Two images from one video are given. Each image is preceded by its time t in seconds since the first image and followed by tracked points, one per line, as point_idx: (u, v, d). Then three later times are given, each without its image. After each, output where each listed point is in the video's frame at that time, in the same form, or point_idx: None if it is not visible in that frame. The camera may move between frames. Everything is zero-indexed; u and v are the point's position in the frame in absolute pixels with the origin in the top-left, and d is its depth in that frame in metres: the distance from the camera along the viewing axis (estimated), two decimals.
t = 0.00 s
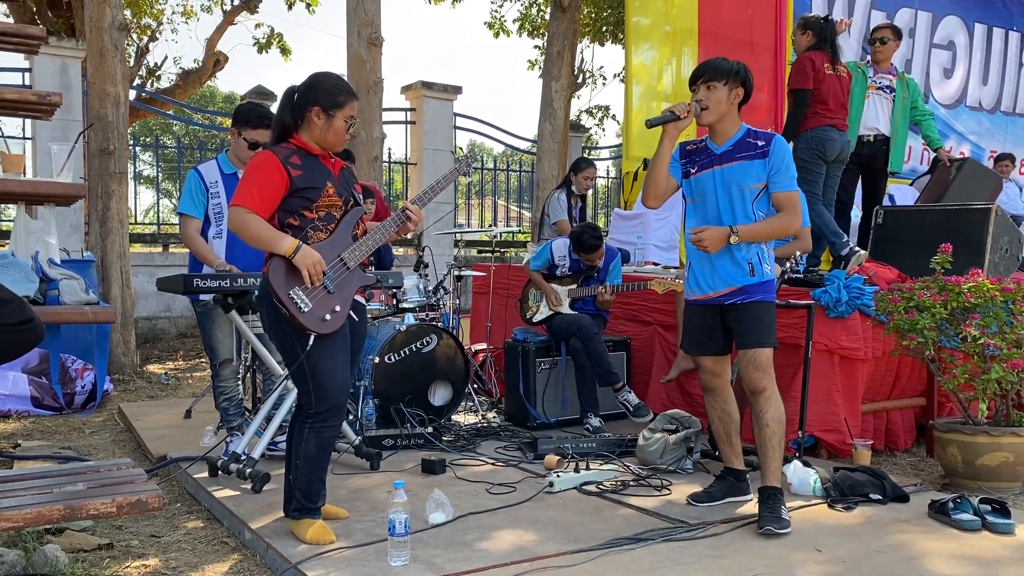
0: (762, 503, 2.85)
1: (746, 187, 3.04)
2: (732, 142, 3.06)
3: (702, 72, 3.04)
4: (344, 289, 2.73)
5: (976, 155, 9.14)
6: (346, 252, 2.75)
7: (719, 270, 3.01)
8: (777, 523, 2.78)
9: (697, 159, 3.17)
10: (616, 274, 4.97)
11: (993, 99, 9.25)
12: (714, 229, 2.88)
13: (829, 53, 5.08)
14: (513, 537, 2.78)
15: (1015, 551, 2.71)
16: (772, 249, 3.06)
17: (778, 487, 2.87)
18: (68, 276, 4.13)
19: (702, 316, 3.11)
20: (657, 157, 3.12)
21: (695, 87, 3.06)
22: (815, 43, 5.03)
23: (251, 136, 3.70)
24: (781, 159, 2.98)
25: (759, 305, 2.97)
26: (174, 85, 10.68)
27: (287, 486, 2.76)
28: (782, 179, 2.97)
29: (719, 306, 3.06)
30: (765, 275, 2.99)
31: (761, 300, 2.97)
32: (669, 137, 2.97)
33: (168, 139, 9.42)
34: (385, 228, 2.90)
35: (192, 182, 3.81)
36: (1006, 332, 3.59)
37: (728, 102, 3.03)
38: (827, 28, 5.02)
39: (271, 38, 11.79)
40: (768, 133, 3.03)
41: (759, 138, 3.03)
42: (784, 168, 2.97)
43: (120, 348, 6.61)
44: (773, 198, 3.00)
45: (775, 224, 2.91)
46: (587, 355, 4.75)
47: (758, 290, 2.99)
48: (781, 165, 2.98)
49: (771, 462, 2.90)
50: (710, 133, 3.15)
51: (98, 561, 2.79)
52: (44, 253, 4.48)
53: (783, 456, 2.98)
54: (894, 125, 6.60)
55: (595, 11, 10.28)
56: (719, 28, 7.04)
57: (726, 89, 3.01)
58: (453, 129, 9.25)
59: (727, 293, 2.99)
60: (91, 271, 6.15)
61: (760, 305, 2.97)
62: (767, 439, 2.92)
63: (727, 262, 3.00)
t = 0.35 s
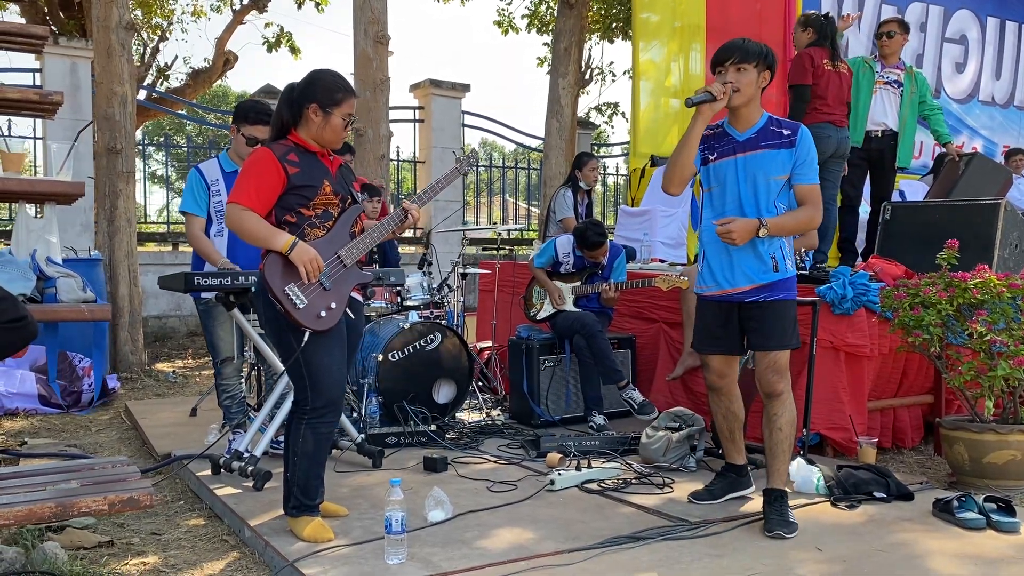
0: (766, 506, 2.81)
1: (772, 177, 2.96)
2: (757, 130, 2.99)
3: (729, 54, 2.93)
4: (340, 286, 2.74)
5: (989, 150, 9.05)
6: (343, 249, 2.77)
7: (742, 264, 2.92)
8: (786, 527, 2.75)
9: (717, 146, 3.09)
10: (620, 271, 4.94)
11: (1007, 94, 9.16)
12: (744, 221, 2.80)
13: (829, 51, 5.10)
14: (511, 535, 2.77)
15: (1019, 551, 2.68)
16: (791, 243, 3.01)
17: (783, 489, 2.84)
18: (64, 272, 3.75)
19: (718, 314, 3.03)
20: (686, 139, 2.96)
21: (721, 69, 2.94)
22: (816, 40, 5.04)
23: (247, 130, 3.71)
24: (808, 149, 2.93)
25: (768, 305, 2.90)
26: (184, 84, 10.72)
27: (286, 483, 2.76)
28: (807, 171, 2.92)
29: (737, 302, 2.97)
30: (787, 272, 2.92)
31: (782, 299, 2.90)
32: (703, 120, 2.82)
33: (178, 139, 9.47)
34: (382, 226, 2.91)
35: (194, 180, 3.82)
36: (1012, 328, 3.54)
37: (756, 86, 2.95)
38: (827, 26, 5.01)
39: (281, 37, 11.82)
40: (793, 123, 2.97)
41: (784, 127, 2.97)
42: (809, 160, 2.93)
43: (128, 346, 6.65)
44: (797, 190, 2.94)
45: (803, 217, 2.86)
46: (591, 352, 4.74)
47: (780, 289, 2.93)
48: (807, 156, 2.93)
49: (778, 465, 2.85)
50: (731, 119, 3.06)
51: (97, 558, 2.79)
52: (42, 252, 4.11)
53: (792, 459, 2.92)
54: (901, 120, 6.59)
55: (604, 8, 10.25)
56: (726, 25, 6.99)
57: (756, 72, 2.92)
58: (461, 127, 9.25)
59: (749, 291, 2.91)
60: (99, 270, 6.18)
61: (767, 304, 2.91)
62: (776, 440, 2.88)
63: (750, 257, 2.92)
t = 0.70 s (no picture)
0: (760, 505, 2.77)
1: (791, 165, 2.84)
2: (777, 114, 2.86)
3: (745, 33, 2.80)
4: (326, 281, 2.76)
5: (1002, 143, 8.95)
6: (331, 244, 2.78)
7: (755, 256, 2.82)
8: (781, 524, 2.72)
9: (734, 131, 2.96)
10: (621, 266, 4.94)
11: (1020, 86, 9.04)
12: (755, 210, 2.69)
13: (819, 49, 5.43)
14: (503, 530, 2.75)
15: (1018, 547, 2.63)
16: (809, 235, 2.90)
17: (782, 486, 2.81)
18: (54, 265, 3.34)
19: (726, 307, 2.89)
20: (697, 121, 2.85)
21: (739, 50, 2.82)
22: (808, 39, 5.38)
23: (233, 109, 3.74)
24: (830, 135, 2.79)
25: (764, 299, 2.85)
26: (194, 81, 10.76)
27: (276, 475, 2.76)
28: (829, 159, 2.78)
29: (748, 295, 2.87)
30: (803, 266, 2.82)
31: (796, 294, 2.80)
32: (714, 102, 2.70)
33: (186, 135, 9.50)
34: (372, 222, 2.95)
35: (192, 174, 3.81)
36: (1016, 322, 3.49)
37: (775, 67, 2.81)
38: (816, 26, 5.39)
39: (290, 33, 11.84)
40: (815, 107, 2.84)
41: (805, 111, 2.83)
42: (833, 147, 2.79)
43: (133, 341, 6.67)
44: (818, 178, 2.81)
45: (822, 208, 2.74)
46: (591, 346, 4.71)
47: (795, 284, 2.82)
48: (830, 143, 2.79)
49: (782, 462, 2.79)
50: (749, 102, 2.94)
51: (89, 551, 2.80)
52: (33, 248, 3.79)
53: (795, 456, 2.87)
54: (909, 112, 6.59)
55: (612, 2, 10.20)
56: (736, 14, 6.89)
57: (774, 52, 2.78)
58: (469, 122, 9.22)
59: (760, 284, 2.80)
60: (104, 265, 6.21)
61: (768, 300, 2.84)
62: (783, 438, 2.82)
63: (765, 250, 2.82)
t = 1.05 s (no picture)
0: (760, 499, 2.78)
1: (790, 156, 2.80)
2: (774, 102, 2.81)
3: (744, 16, 2.74)
4: (324, 272, 2.76)
5: (1016, 136, 8.85)
6: (328, 236, 2.80)
7: (755, 249, 2.77)
8: (781, 518, 2.71)
9: (730, 118, 2.91)
10: (626, 258, 4.92)
11: None
12: (761, 208, 2.63)
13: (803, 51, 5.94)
14: (502, 522, 2.74)
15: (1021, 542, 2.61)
16: (806, 227, 2.88)
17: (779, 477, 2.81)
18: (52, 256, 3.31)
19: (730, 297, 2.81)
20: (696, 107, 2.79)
21: (736, 32, 2.75)
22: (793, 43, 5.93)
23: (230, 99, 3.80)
24: (828, 126, 2.76)
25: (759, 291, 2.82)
26: (204, 75, 10.79)
27: (274, 466, 2.77)
28: (828, 151, 2.76)
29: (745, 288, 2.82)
30: (801, 259, 2.79)
31: (795, 287, 2.78)
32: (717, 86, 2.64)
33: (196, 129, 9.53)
34: (369, 214, 2.97)
35: (196, 166, 3.83)
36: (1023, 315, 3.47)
37: (772, 51, 2.75)
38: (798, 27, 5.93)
39: (300, 27, 11.85)
40: (812, 97, 2.80)
41: (802, 100, 2.79)
42: (831, 138, 2.77)
43: (142, 334, 6.71)
44: (815, 170, 2.78)
45: (822, 202, 2.72)
46: (595, 339, 4.69)
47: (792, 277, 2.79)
48: (827, 134, 2.77)
49: (781, 455, 2.79)
50: (743, 88, 2.88)
51: (90, 542, 2.81)
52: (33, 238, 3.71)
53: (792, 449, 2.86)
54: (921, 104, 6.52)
55: None
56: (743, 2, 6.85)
57: (772, 36, 2.71)
58: (477, 116, 9.20)
59: (759, 278, 2.76)
60: (112, 259, 6.24)
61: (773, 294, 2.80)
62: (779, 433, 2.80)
63: (764, 243, 2.77)
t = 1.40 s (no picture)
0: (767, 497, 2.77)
1: (775, 159, 2.81)
2: (756, 106, 2.82)
3: (732, 20, 2.68)
4: (337, 270, 2.78)
5: None
6: (341, 232, 2.82)
7: (743, 253, 2.78)
8: (792, 516, 2.72)
9: (714, 121, 2.85)
10: (637, 254, 4.90)
11: None
12: (760, 208, 2.67)
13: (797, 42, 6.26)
14: (512, 519, 2.76)
15: None
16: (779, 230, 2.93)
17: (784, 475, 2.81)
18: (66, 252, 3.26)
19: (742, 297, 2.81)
20: (692, 110, 2.71)
21: (724, 36, 2.69)
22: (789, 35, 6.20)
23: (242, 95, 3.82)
24: (807, 130, 2.83)
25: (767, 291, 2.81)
26: (216, 69, 10.82)
27: (286, 461, 2.80)
28: (806, 153, 2.82)
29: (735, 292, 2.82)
30: (784, 260, 2.83)
31: (781, 288, 2.81)
32: (717, 89, 2.61)
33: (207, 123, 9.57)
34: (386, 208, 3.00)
35: (206, 162, 3.84)
36: None
37: (757, 56, 2.73)
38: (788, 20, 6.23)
39: (311, 21, 11.88)
40: (789, 101, 2.85)
41: (782, 104, 2.83)
42: (807, 142, 2.84)
43: (154, 328, 6.75)
44: (792, 173, 2.84)
45: (804, 203, 2.79)
46: (605, 335, 4.70)
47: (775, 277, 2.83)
48: (803, 138, 2.84)
49: (783, 456, 2.79)
50: (723, 92, 2.85)
51: (104, 536, 2.85)
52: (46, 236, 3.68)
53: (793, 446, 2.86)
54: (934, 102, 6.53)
55: None
56: None
57: (759, 41, 2.69)
58: (488, 110, 9.20)
59: (749, 281, 2.77)
60: (125, 253, 6.29)
61: (777, 293, 2.81)
62: (779, 435, 2.79)
63: (750, 247, 2.78)
